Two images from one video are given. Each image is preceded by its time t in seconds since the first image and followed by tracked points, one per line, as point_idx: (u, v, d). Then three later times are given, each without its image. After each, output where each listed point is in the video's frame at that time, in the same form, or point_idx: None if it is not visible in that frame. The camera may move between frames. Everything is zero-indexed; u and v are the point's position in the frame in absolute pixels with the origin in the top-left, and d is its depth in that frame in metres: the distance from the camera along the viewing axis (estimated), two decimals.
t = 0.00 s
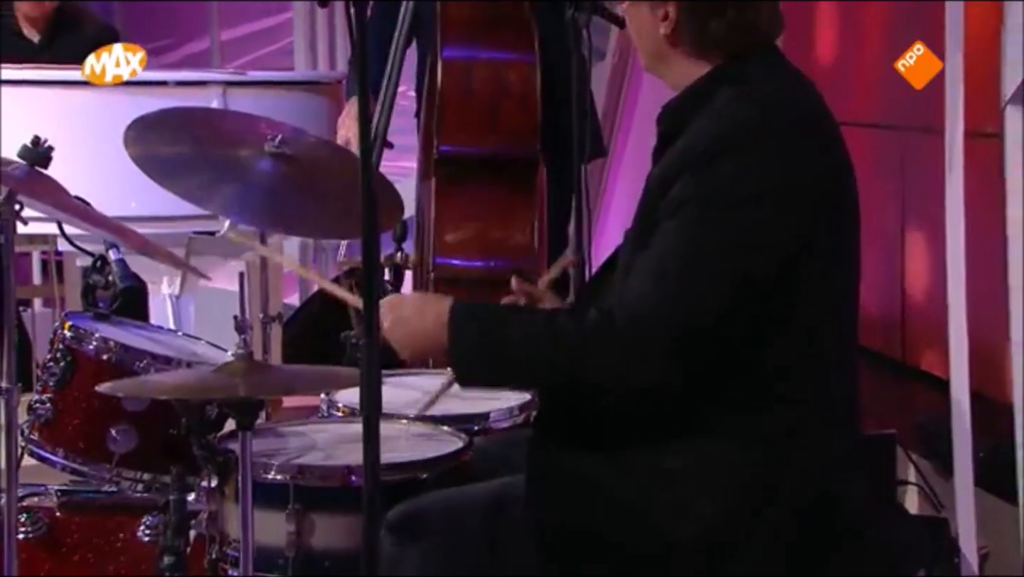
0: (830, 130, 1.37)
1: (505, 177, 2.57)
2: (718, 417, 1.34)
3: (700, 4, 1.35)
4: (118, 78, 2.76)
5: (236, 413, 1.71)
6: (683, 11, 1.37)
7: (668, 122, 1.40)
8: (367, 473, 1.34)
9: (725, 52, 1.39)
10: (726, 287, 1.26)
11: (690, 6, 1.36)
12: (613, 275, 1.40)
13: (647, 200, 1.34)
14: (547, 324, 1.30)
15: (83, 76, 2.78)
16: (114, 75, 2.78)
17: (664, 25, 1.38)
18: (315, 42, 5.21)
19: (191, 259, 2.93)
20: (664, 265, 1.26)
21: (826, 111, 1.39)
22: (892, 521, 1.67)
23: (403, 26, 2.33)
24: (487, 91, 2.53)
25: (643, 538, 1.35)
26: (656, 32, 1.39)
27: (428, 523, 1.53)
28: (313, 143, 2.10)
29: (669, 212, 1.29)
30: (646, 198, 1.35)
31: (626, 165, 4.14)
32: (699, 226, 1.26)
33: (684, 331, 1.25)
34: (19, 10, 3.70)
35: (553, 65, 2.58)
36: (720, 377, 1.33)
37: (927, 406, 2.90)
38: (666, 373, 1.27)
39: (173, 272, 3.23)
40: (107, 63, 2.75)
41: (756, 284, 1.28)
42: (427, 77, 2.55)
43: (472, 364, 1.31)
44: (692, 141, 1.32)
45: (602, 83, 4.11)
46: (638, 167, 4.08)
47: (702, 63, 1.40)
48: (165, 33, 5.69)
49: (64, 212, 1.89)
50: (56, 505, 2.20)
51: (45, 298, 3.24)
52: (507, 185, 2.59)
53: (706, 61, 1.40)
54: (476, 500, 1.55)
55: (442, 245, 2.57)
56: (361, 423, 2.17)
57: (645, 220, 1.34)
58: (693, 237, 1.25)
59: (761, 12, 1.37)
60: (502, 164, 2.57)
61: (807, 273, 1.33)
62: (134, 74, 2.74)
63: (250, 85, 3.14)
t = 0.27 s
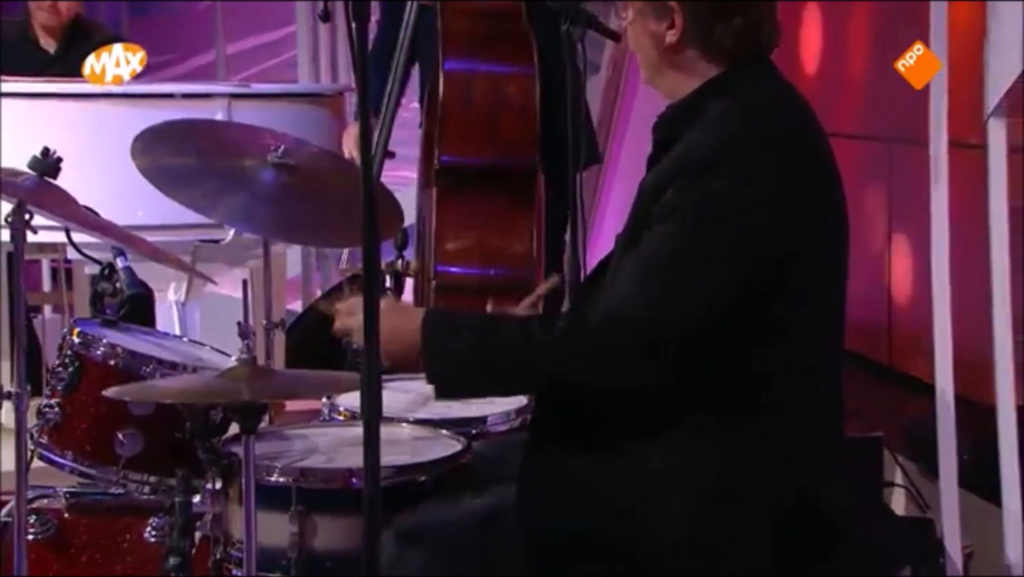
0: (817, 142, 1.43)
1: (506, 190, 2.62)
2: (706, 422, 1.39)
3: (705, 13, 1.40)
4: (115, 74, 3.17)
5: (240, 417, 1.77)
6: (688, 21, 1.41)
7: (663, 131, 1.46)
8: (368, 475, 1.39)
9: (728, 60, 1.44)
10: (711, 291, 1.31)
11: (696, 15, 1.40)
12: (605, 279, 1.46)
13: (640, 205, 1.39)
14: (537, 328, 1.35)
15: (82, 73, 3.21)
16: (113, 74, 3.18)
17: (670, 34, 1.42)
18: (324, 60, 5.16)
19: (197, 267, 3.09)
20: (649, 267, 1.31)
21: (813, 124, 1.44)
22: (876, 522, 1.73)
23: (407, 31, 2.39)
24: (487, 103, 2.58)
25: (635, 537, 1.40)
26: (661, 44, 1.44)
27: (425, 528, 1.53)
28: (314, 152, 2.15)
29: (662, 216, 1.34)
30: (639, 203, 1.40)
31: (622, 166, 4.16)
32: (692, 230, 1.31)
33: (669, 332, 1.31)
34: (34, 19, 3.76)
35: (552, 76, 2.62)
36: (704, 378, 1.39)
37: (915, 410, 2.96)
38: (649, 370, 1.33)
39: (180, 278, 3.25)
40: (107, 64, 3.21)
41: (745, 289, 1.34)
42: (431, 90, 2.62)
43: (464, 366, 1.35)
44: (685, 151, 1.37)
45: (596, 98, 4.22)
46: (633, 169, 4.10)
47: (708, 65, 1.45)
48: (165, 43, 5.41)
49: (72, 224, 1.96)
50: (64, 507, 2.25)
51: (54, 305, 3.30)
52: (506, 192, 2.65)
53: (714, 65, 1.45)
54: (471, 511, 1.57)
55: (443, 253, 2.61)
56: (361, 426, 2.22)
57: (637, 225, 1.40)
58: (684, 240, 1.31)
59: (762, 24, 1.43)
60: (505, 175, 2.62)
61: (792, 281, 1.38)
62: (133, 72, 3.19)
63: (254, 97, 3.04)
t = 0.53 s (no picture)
0: (808, 157, 1.48)
1: (498, 201, 2.70)
2: (695, 427, 1.45)
3: (683, 29, 1.45)
4: (117, 76, 3.37)
5: (245, 425, 1.83)
6: (670, 40, 1.46)
7: (657, 148, 1.51)
8: (368, 480, 1.45)
9: (715, 70, 1.48)
10: (708, 305, 1.37)
11: (674, 31, 1.45)
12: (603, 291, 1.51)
13: (637, 221, 1.45)
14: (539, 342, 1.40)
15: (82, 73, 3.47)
16: (112, 73, 3.36)
17: (656, 59, 1.48)
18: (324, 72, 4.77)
19: (201, 278, 3.14)
20: (649, 284, 1.37)
21: (803, 140, 1.49)
22: (864, 522, 1.79)
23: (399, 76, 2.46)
24: (480, 119, 2.67)
25: (629, 540, 1.46)
26: (651, 69, 1.49)
27: (423, 522, 1.62)
28: (319, 166, 2.16)
29: (658, 235, 1.40)
30: (635, 220, 1.46)
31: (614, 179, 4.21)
32: (685, 251, 1.37)
33: (669, 344, 1.36)
34: (51, 36, 3.82)
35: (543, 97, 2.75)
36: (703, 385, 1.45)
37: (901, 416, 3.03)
38: (654, 383, 1.38)
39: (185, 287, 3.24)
40: (108, 64, 3.44)
41: (738, 304, 1.39)
42: (427, 111, 2.69)
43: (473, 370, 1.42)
44: (678, 168, 1.43)
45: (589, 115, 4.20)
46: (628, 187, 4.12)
47: (700, 79, 1.49)
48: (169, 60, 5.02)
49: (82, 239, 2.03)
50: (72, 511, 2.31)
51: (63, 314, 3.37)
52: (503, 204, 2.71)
53: (706, 78, 1.49)
54: (467, 506, 1.64)
55: (439, 262, 2.69)
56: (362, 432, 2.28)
57: (636, 240, 1.45)
58: (679, 259, 1.37)
59: (741, 29, 1.47)
60: (497, 185, 2.70)
61: (784, 288, 1.44)
62: (133, 72, 3.32)
63: (258, 113, 3.08)
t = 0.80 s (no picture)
0: (791, 175, 1.52)
1: (495, 214, 2.76)
2: (685, 436, 1.49)
3: (667, 55, 1.50)
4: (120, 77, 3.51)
5: (247, 429, 1.91)
6: (652, 62, 1.51)
7: (643, 164, 1.56)
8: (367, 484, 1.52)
9: (696, 97, 1.54)
10: (693, 317, 1.41)
11: (658, 58, 1.51)
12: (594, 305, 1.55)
13: (625, 235, 1.49)
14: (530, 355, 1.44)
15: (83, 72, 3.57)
16: (114, 73, 3.52)
17: (637, 79, 1.53)
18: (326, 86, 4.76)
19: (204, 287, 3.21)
20: (636, 299, 1.40)
21: (786, 158, 1.54)
22: (849, 525, 1.84)
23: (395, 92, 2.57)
24: (475, 134, 2.75)
25: (616, 546, 1.51)
26: (632, 89, 1.54)
27: (421, 532, 1.71)
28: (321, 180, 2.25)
29: (644, 249, 1.44)
30: (624, 236, 1.50)
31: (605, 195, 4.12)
32: (670, 265, 1.41)
33: (654, 356, 1.40)
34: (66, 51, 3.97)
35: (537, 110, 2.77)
36: (693, 395, 1.48)
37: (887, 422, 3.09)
38: (640, 392, 1.42)
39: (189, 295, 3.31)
40: (107, 64, 3.50)
41: (722, 318, 1.43)
42: (421, 123, 2.77)
43: (462, 393, 1.45)
44: (664, 184, 1.47)
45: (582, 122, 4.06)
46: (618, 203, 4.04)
47: (678, 107, 1.55)
48: (177, 78, 5.23)
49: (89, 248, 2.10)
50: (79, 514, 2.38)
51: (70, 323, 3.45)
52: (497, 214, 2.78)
53: (683, 104, 1.55)
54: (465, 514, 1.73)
55: (434, 271, 2.75)
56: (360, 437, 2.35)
57: (624, 253, 1.49)
58: (663, 273, 1.40)
59: (726, 58, 1.54)
60: (491, 199, 2.77)
61: (770, 300, 1.48)
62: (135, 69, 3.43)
63: (261, 127, 3.13)
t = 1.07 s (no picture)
0: (777, 184, 1.58)
1: (491, 225, 2.82)
2: (670, 439, 1.55)
3: (668, 70, 1.56)
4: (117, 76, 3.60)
5: (249, 435, 1.96)
6: (653, 73, 1.57)
7: (636, 174, 1.61)
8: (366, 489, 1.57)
9: (689, 111, 1.60)
10: (680, 317, 1.47)
11: (659, 73, 1.57)
12: (587, 306, 1.62)
13: (617, 236, 1.55)
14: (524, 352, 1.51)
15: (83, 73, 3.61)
16: (115, 74, 3.60)
17: (635, 87, 1.58)
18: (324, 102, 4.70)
19: (208, 296, 3.26)
20: (627, 301, 1.47)
21: (773, 168, 1.60)
22: (833, 526, 1.92)
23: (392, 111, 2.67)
24: (472, 146, 2.80)
25: (607, 545, 1.57)
26: (629, 96, 1.60)
27: (416, 529, 1.81)
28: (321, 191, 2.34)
29: (633, 252, 1.50)
30: (614, 240, 1.56)
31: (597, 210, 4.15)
32: (658, 268, 1.47)
33: (641, 357, 1.46)
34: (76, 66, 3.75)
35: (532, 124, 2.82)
36: (679, 393, 1.54)
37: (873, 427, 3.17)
38: (629, 389, 1.49)
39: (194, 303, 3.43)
40: (108, 65, 3.58)
41: (708, 320, 1.50)
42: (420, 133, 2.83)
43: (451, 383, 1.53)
44: (654, 189, 1.53)
45: (576, 132, 4.13)
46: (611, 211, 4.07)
47: (669, 119, 1.61)
48: (182, 90, 5.12)
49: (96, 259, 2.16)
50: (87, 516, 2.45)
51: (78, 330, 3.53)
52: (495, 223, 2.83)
53: (675, 116, 1.61)
54: (460, 512, 1.82)
55: (432, 280, 2.81)
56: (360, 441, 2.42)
57: (615, 255, 1.56)
58: (652, 276, 1.47)
59: (722, 77, 1.59)
60: (488, 209, 2.82)
61: (755, 303, 1.53)
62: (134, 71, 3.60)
63: (264, 140, 3.20)
